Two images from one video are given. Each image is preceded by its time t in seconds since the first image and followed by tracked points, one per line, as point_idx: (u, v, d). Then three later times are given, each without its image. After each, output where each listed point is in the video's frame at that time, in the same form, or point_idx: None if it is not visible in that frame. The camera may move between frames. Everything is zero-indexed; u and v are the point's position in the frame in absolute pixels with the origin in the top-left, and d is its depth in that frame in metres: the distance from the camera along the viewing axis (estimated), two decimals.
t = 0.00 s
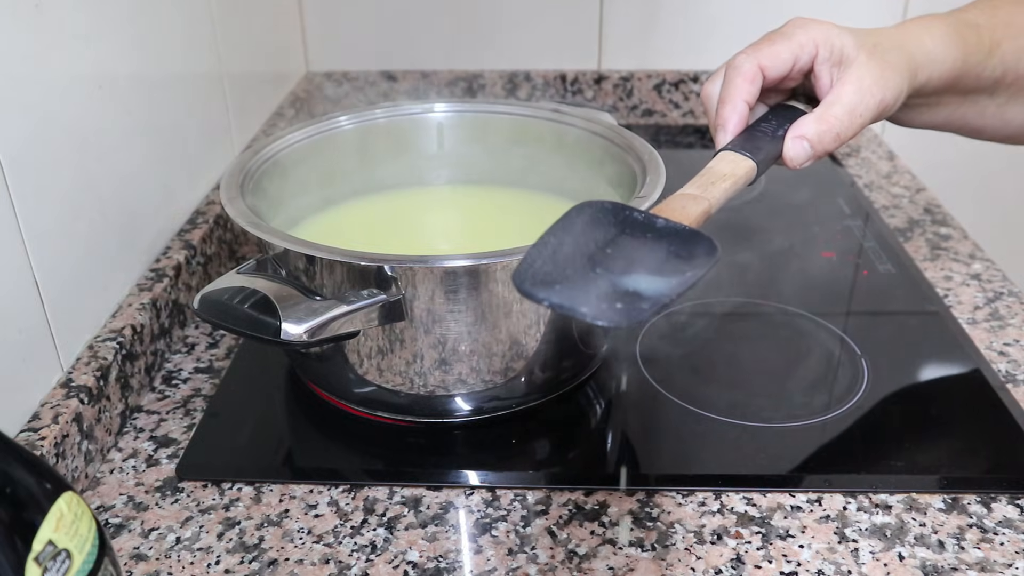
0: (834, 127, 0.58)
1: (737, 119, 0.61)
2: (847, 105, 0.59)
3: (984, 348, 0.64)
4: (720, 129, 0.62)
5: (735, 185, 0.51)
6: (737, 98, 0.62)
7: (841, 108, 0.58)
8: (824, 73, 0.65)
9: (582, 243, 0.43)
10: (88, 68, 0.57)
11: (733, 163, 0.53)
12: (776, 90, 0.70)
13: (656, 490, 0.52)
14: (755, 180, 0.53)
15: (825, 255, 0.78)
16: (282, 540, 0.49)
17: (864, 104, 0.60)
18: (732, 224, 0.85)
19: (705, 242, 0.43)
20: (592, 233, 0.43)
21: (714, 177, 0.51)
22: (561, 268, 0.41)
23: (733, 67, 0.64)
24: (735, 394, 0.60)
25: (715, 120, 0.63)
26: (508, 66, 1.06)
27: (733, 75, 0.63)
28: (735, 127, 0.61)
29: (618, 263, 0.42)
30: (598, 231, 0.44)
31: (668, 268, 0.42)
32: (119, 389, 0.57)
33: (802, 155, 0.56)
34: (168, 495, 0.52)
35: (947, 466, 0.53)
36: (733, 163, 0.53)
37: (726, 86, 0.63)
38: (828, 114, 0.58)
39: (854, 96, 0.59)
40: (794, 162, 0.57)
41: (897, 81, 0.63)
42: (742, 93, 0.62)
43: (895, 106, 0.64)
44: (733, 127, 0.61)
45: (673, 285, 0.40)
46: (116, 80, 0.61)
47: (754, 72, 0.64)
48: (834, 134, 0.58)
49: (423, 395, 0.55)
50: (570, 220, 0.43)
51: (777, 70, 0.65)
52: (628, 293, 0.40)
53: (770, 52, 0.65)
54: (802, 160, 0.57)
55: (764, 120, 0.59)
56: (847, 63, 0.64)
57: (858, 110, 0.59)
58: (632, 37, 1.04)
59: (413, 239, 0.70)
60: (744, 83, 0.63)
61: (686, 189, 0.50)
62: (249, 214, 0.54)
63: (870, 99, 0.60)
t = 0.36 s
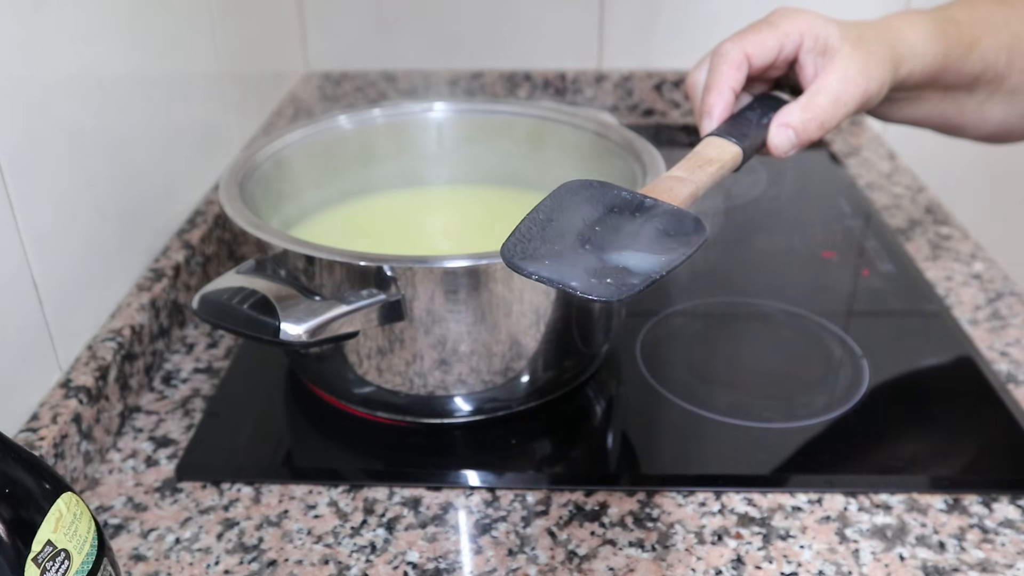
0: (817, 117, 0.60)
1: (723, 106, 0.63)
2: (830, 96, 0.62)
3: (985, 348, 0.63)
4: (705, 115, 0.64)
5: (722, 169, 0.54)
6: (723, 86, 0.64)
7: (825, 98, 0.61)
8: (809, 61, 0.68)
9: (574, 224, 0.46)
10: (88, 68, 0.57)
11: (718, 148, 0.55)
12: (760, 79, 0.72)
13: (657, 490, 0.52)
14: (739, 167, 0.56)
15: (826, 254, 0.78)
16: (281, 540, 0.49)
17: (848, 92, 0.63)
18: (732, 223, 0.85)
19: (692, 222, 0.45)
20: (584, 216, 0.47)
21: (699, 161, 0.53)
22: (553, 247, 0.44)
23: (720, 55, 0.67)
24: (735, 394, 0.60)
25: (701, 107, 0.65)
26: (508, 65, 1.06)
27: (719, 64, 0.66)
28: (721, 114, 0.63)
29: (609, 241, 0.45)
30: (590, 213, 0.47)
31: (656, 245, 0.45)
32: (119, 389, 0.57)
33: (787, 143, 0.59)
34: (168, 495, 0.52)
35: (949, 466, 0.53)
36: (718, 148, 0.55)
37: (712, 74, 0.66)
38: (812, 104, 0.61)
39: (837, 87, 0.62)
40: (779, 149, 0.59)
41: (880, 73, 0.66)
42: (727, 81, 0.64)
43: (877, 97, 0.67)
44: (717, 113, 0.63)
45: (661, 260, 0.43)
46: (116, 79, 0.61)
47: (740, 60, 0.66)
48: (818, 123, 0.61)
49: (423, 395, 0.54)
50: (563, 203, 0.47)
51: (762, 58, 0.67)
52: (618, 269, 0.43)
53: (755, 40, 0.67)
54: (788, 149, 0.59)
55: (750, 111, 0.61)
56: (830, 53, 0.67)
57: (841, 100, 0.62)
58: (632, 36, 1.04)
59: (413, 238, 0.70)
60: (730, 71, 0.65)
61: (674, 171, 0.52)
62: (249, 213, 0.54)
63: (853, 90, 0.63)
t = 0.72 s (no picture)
0: (813, 112, 0.61)
1: (719, 100, 0.63)
2: (826, 92, 0.62)
3: (986, 348, 0.63)
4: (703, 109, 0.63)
5: (719, 166, 0.53)
6: (720, 81, 0.63)
7: (821, 92, 0.62)
8: (805, 56, 0.68)
9: (572, 224, 0.46)
10: (88, 68, 0.57)
11: (715, 146, 0.55)
12: (755, 75, 0.72)
13: (657, 490, 0.52)
14: (736, 163, 0.56)
15: (826, 254, 0.78)
16: (281, 540, 0.49)
17: (843, 88, 0.63)
18: (732, 223, 0.85)
19: (691, 223, 0.45)
20: (582, 216, 0.47)
21: (695, 158, 0.53)
22: (552, 249, 0.44)
23: (715, 51, 0.66)
24: (735, 394, 0.60)
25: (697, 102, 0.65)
26: (508, 65, 1.06)
27: (716, 59, 0.65)
28: (717, 109, 0.62)
29: (608, 243, 0.45)
30: (588, 212, 0.47)
31: (656, 247, 0.45)
32: (118, 389, 0.57)
33: (783, 139, 0.59)
34: (168, 495, 0.52)
35: (950, 466, 0.53)
36: (715, 145, 0.55)
37: (709, 69, 0.65)
38: (807, 99, 0.61)
39: (832, 83, 0.63)
40: (776, 145, 0.60)
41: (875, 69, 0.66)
42: (724, 76, 0.64)
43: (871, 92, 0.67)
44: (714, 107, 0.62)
45: (660, 263, 0.43)
46: (116, 79, 0.61)
47: (735, 55, 0.66)
48: (814, 119, 0.61)
49: (423, 395, 0.54)
50: (561, 204, 0.47)
51: (758, 53, 0.67)
52: (618, 272, 0.44)
53: (751, 36, 0.67)
54: (784, 144, 0.60)
55: (747, 105, 0.61)
56: (826, 48, 0.67)
57: (836, 95, 0.63)
58: (632, 37, 1.04)
59: (413, 238, 0.70)
60: (727, 66, 0.65)
61: (672, 169, 0.52)
62: (249, 213, 0.54)
63: (848, 86, 0.64)
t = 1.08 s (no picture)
0: (827, 101, 0.60)
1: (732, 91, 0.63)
2: (840, 79, 0.61)
3: (985, 348, 0.63)
4: (716, 100, 0.63)
5: (735, 158, 0.53)
6: (733, 69, 0.64)
7: (836, 81, 0.61)
8: (819, 44, 0.67)
9: (591, 227, 0.46)
10: (88, 67, 0.57)
11: (730, 138, 0.55)
12: (770, 62, 0.71)
13: (657, 490, 0.52)
14: (753, 155, 0.56)
15: (826, 254, 0.78)
16: (281, 540, 0.49)
17: (859, 76, 0.62)
18: (732, 223, 0.85)
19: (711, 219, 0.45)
20: (601, 217, 0.47)
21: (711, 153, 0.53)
22: (573, 256, 0.44)
23: (730, 39, 0.67)
24: (735, 394, 0.60)
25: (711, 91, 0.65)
26: (508, 65, 1.06)
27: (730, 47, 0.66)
28: (731, 100, 0.63)
29: (630, 242, 0.45)
30: (608, 212, 0.47)
31: (678, 245, 0.45)
32: (118, 389, 0.57)
33: (796, 127, 0.59)
34: (168, 495, 0.52)
35: (949, 466, 0.53)
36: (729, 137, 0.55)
37: (722, 58, 0.66)
38: (821, 88, 0.60)
39: (846, 69, 0.62)
40: (789, 135, 0.60)
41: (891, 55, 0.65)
42: (737, 63, 0.64)
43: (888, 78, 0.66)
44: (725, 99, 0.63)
45: (683, 265, 0.43)
46: (116, 78, 0.61)
47: (750, 43, 0.66)
48: (828, 107, 0.61)
49: (423, 395, 0.54)
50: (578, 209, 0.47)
51: (774, 41, 0.67)
52: (642, 275, 0.44)
53: (766, 24, 0.67)
54: (798, 133, 0.60)
55: (760, 95, 0.61)
56: (841, 34, 0.66)
57: (851, 83, 0.62)
58: (633, 37, 1.04)
59: (413, 237, 0.70)
60: (740, 55, 0.65)
61: (689, 163, 0.52)
62: (249, 214, 0.54)
63: (863, 74, 0.63)
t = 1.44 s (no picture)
0: None
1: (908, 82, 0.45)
2: None
3: (984, 348, 0.63)
4: (883, 99, 0.46)
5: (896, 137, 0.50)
6: (901, 53, 0.46)
7: None
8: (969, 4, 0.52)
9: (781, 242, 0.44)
10: (88, 68, 0.57)
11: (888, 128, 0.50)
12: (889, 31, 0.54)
13: (656, 490, 0.52)
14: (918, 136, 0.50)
15: (826, 254, 0.78)
16: (281, 540, 0.49)
17: None
18: (731, 224, 0.85)
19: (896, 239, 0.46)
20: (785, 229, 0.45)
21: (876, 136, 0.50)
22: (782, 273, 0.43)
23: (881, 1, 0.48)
24: (735, 394, 0.60)
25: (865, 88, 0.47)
26: (509, 65, 1.06)
27: (879, 22, 0.47)
28: (909, 96, 0.45)
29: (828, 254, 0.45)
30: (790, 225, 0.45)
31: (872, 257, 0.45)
32: (119, 389, 0.57)
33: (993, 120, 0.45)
34: (168, 495, 0.52)
35: (948, 465, 0.53)
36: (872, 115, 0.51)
37: (874, 33, 0.47)
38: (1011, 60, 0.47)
39: None
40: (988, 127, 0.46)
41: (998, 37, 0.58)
42: (905, 45, 0.46)
43: None
44: (853, 113, 0.51)
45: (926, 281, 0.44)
46: (116, 79, 0.61)
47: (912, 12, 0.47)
48: None
49: (423, 395, 0.54)
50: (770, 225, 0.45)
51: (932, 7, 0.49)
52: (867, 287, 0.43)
53: None
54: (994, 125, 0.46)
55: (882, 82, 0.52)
56: None
57: None
58: (632, 37, 1.04)
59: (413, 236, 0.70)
60: (904, 28, 0.46)
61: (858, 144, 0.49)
62: (249, 213, 0.54)
63: None
